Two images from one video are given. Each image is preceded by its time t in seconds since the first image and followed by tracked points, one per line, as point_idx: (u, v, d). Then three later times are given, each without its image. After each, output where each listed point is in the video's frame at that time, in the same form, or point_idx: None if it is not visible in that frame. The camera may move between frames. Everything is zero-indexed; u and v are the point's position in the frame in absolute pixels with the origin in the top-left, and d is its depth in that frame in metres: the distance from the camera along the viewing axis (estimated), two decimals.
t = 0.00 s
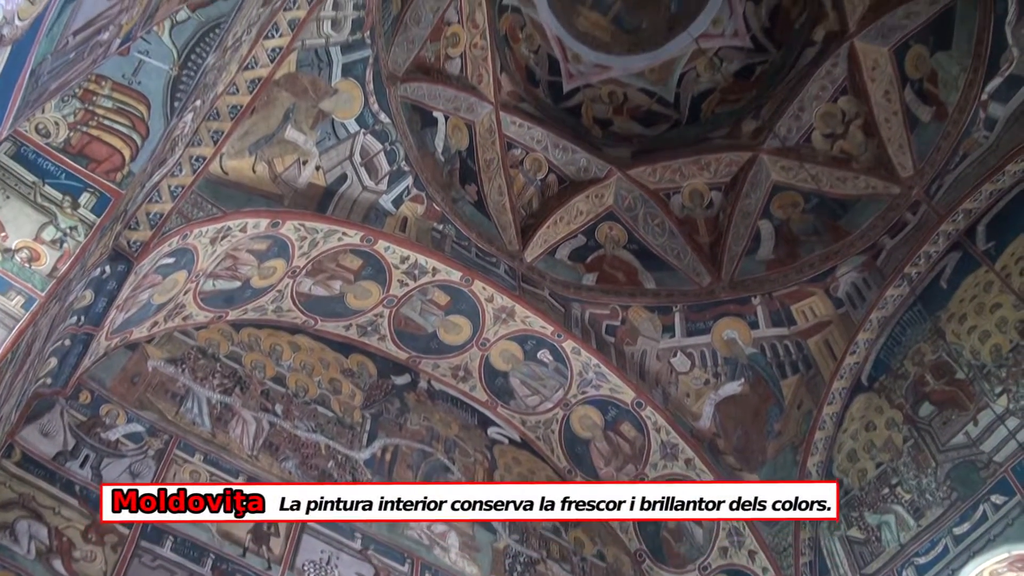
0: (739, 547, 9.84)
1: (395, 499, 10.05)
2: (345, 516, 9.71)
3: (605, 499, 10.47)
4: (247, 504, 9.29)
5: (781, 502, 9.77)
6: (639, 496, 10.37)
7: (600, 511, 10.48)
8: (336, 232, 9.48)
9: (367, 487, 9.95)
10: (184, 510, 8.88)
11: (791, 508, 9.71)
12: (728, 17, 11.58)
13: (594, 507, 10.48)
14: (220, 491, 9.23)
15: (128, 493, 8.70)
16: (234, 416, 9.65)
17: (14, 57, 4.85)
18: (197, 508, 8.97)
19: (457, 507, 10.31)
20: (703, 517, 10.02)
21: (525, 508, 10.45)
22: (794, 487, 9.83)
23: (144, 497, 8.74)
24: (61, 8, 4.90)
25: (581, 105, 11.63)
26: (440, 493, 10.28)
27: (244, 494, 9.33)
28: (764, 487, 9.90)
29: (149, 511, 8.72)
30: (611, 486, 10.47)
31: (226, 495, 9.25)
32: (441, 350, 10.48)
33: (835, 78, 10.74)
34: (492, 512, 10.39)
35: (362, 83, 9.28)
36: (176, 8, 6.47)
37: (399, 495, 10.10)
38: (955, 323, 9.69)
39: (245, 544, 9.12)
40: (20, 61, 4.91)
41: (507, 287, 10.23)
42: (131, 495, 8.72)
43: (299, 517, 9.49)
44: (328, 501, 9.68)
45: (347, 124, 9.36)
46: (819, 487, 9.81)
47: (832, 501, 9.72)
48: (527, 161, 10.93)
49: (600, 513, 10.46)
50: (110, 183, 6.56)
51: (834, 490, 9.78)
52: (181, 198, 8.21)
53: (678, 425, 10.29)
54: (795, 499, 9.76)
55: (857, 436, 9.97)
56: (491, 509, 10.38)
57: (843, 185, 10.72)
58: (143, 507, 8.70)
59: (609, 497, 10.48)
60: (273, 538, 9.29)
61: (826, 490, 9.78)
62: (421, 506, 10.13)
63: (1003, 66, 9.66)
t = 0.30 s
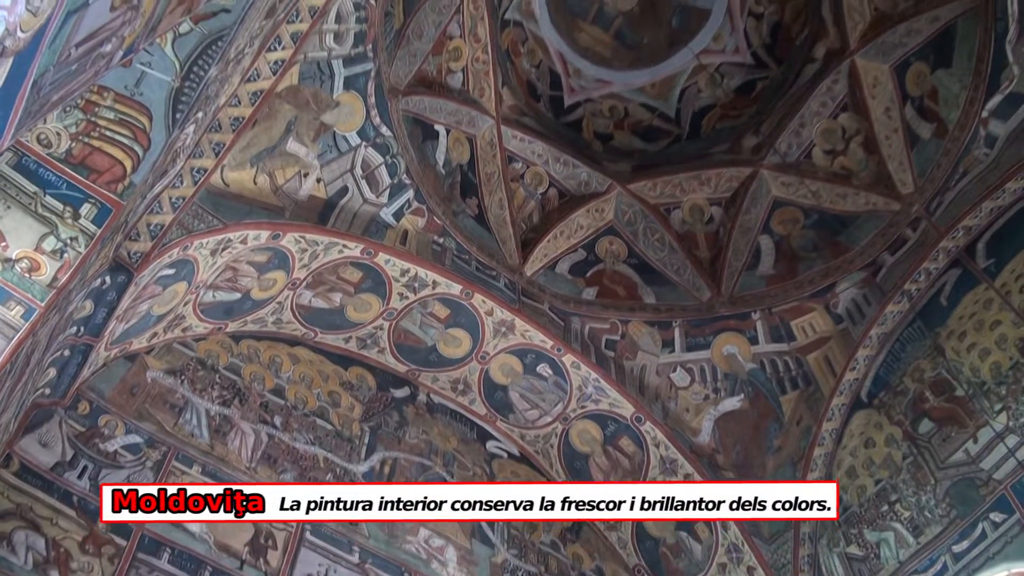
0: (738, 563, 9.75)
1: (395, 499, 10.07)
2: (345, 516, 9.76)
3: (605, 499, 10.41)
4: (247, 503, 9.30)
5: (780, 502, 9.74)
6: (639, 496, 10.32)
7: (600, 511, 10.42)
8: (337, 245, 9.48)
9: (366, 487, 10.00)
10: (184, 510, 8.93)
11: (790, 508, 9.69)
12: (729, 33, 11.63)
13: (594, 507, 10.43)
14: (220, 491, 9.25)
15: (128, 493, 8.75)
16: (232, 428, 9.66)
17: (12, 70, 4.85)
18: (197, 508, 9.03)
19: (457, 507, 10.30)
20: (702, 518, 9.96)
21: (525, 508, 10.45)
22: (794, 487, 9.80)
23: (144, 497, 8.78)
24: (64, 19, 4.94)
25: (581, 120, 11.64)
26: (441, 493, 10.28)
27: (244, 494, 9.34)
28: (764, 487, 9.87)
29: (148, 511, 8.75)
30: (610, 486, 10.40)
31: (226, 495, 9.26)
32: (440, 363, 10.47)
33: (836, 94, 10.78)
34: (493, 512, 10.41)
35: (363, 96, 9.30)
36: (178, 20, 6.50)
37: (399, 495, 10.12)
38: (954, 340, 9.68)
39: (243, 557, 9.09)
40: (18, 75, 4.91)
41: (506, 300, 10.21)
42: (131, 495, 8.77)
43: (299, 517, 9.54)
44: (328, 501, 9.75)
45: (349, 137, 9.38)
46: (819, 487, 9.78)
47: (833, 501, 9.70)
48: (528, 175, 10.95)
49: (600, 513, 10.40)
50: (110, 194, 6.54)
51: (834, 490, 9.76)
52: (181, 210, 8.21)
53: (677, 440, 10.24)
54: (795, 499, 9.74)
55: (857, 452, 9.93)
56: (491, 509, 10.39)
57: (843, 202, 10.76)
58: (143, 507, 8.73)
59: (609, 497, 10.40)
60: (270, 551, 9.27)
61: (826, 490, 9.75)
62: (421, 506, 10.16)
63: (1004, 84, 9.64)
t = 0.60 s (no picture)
0: None
1: (395, 499, 10.08)
2: (345, 515, 9.80)
3: (605, 498, 10.37)
4: (247, 503, 9.33)
5: (780, 502, 9.84)
6: (639, 496, 10.33)
7: (600, 511, 10.38)
8: (337, 256, 9.48)
9: (366, 487, 10.04)
10: (184, 510, 8.98)
11: (791, 508, 9.78)
12: (731, 48, 11.67)
13: (593, 507, 10.39)
14: (220, 491, 9.28)
15: (128, 493, 8.77)
16: (230, 438, 9.65)
17: (17, 78, 4.85)
18: (197, 508, 9.07)
19: (457, 507, 10.29)
20: (702, 517, 9.99)
21: (525, 508, 10.47)
22: (794, 487, 9.89)
23: (144, 497, 8.81)
24: (67, 28, 4.95)
25: (583, 133, 11.66)
26: (441, 493, 10.25)
27: (244, 494, 9.36)
28: (765, 487, 9.96)
29: (148, 511, 8.78)
30: (609, 486, 10.39)
31: (226, 495, 9.29)
32: (439, 374, 10.47)
33: (837, 110, 10.80)
34: (492, 512, 10.37)
35: (366, 108, 9.31)
36: (181, 30, 6.52)
37: (399, 495, 10.12)
38: (954, 356, 9.66)
39: (239, 568, 9.07)
40: (22, 82, 4.91)
41: (506, 313, 10.21)
42: (131, 495, 8.79)
43: (299, 517, 9.55)
44: (328, 501, 9.77)
45: (350, 148, 9.39)
46: (819, 486, 9.84)
47: (832, 501, 9.75)
48: (529, 188, 10.97)
49: (600, 512, 10.37)
50: (112, 203, 6.53)
51: (834, 490, 9.81)
52: (182, 219, 8.22)
53: (676, 454, 10.25)
54: (795, 499, 9.82)
55: (856, 468, 9.89)
56: (491, 509, 10.37)
57: (844, 218, 10.77)
58: (143, 507, 8.76)
59: (609, 497, 10.37)
60: (267, 561, 9.23)
61: (826, 490, 9.81)
62: (421, 506, 10.14)
63: (1004, 101, 9.64)
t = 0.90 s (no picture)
0: None
1: (395, 499, 10.07)
2: (344, 515, 9.83)
3: (605, 498, 10.35)
4: (247, 503, 9.38)
5: (781, 502, 9.90)
6: (639, 496, 10.30)
7: (600, 511, 10.35)
8: (337, 265, 9.48)
9: (366, 487, 10.05)
10: (184, 510, 9.03)
11: (791, 508, 9.84)
12: (732, 61, 11.70)
13: (594, 507, 10.37)
14: (220, 491, 9.33)
15: (128, 493, 8.82)
16: (228, 446, 9.64)
17: (19, 81, 4.86)
18: (197, 508, 9.12)
19: (457, 507, 10.27)
20: (702, 517, 10.02)
21: (525, 508, 10.44)
22: (794, 487, 9.92)
23: (144, 497, 8.86)
24: (71, 32, 4.95)
25: (584, 145, 11.70)
26: (441, 493, 10.23)
27: (244, 494, 9.41)
28: (765, 487, 10.03)
29: (149, 511, 8.83)
30: (611, 486, 10.37)
31: (226, 495, 9.34)
32: (438, 385, 10.45)
33: (838, 123, 10.80)
34: (492, 512, 10.32)
35: (367, 117, 9.31)
36: (184, 37, 6.54)
37: (399, 495, 10.11)
38: (954, 371, 9.64)
39: None
40: (23, 86, 4.92)
41: (506, 323, 10.20)
42: (131, 495, 8.83)
43: (299, 517, 9.59)
44: (328, 501, 9.81)
45: (351, 157, 9.39)
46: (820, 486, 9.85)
47: (833, 501, 9.76)
48: (530, 199, 10.98)
49: (599, 512, 10.34)
50: (112, 210, 6.53)
51: (834, 489, 9.80)
52: (182, 227, 8.24)
53: (673, 466, 10.26)
54: (795, 499, 9.87)
55: (855, 482, 9.86)
56: (491, 509, 10.32)
57: (844, 231, 10.76)
58: (143, 506, 8.81)
59: (609, 497, 10.36)
60: (264, 570, 9.24)
61: (826, 490, 9.81)
62: (421, 506, 10.12)
63: (1004, 116, 9.65)
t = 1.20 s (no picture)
0: None
1: (395, 499, 10.07)
2: (344, 516, 9.85)
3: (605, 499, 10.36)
4: (247, 504, 9.38)
5: (781, 502, 9.93)
6: (639, 496, 10.27)
7: (600, 511, 10.36)
8: (336, 273, 9.47)
9: (366, 487, 10.05)
10: (184, 510, 9.06)
11: (791, 508, 9.86)
12: (731, 72, 11.72)
13: (594, 507, 10.38)
14: (220, 491, 9.35)
15: (128, 493, 8.85)
16: (226, 455, 9.62)
17: (17, 85, 4.86)
18: (197, 508, 9.14)
19: (457, 507, 10.29)
20: (702, 517, 10.07)
21: (525, 508, 10.42)
22: (795, 487, 9.95)
23: (144, 497, 8.89)
24: (70, 37, 4.95)
25: (583, 155, 11.70)
26: (441, 493, 10.27)
27: (244, 495, 9.42)
28: (764, 487, 10.04)
29: (148, 511, 8.86)
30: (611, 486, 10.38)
31: (226, 495, 9.36)
32: (437, 395, 10.44)
33: (837, 134, 10.81)
34: (491, 512, 10.34)
35: (366, 126, 9.31)
36: (184, 45, 6.55)
37: (399, 495, 10.10)
38: (953, 381, 9.62)
39: None
40: (22, 90, 4.91)
41: (505, 333, 10.20)
42: (131, 495, 8.87)
43: (299, 517, 9.60)
44: (328, 501, 9.83)
45: (350, 166, 9.39)
46: (820, 487, 9.89)
47: (833, 501, 9.79)
48: (529, 208, 10.97)
49: (600, 513, 10.35)
50: (111, 217, 6.54)
51: (834, 490, 9.85)
52: (181, 235, 8.27)
53: (672, 475, 10.25)
54: (795, 500, 9.89)
55: (854, 492, 9.86)
56: (491, 509, 10.33)
57: (842, 241, 10.78)
58: (143, 507, 8.84)
59: (609, 497, 10.37)
60: None
61: (826, 491, 9.85)
62: (421, 506, 10.15)
63: (1004, 127, 9.67)
